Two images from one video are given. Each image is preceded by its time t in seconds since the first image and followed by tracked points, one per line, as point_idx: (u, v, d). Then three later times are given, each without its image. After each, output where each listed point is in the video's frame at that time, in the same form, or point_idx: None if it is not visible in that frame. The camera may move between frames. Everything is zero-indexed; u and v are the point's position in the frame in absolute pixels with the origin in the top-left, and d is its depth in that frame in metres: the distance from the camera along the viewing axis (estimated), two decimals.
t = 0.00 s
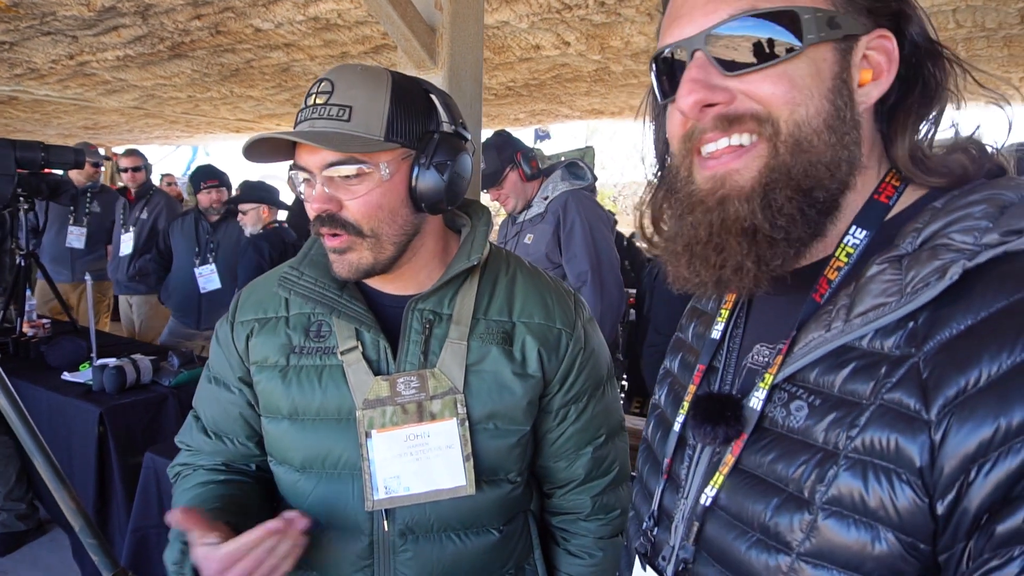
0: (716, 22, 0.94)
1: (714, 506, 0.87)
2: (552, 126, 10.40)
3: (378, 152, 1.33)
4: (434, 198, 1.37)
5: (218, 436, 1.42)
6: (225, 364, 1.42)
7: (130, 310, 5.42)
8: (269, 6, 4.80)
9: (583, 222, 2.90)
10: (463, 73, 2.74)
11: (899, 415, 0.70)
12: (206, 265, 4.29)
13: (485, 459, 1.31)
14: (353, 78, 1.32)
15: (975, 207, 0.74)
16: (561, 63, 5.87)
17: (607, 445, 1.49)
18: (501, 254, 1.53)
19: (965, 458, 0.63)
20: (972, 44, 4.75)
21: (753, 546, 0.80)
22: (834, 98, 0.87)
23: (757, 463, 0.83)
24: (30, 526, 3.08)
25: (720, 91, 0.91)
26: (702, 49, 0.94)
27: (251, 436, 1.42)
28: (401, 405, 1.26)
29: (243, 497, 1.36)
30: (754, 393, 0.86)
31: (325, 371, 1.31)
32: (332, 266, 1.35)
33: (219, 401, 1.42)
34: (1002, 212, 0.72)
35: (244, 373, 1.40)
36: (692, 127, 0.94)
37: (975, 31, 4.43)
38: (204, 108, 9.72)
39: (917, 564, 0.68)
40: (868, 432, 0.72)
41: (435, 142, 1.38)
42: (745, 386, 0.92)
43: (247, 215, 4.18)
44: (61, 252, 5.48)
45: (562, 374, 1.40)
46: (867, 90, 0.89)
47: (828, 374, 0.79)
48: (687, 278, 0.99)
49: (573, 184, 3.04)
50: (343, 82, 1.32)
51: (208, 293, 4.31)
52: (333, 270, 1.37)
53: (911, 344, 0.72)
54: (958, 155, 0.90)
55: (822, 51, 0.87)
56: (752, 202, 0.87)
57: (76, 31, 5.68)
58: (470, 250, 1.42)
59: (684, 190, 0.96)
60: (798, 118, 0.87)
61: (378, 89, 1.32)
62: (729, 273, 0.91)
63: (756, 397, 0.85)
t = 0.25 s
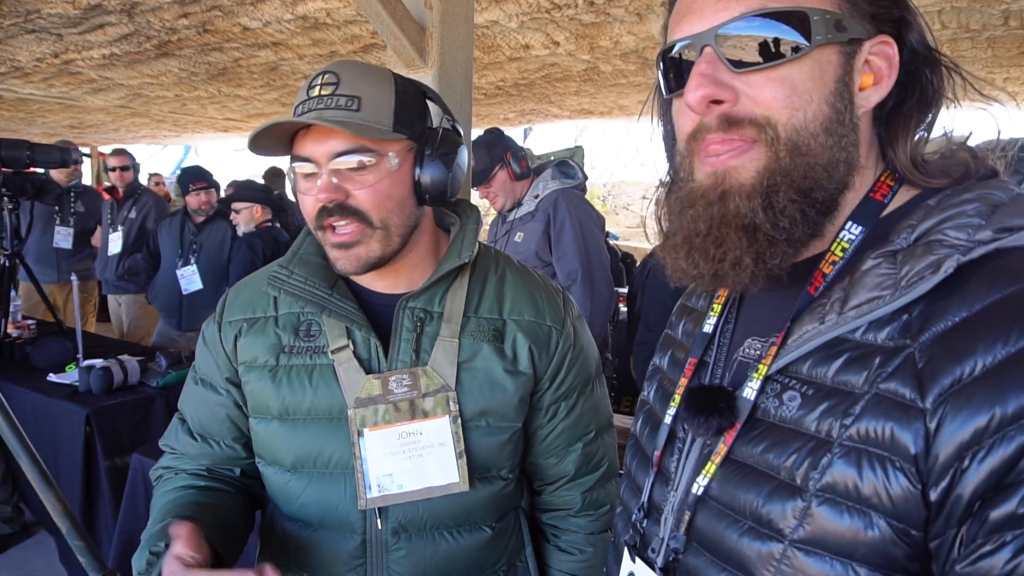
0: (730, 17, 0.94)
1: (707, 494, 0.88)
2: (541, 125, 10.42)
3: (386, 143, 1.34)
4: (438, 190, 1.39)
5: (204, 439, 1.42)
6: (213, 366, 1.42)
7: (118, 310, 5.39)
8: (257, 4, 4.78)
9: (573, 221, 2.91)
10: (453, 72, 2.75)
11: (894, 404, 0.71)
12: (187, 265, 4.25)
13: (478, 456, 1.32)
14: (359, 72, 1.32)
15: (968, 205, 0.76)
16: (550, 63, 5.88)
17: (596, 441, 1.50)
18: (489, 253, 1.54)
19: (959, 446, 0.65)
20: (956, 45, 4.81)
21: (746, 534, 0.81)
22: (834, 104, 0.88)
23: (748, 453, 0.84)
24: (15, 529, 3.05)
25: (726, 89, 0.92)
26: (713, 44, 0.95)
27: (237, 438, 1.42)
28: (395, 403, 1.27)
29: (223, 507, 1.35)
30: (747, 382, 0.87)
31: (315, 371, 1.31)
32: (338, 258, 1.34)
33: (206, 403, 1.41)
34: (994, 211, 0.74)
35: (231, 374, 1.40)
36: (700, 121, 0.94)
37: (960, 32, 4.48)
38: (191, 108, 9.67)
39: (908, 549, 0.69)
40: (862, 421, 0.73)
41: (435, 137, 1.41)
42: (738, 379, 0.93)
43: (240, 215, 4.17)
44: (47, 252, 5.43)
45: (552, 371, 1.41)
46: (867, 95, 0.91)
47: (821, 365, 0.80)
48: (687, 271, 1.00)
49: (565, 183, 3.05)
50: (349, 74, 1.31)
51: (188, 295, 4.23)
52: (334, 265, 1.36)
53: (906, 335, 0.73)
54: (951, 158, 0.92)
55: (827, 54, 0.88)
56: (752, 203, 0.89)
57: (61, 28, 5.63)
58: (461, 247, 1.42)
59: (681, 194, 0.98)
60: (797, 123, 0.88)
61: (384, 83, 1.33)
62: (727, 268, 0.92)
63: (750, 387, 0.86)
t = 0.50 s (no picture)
0: (699, 30, 0.96)
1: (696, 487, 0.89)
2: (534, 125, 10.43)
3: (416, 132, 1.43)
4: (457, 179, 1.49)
5: (203, 442, 1.43)
6: (206, 371, 1.42)
7: (110, 309, 5.37)
8: (248, 3, 4.77)
9: (567, 223, 2.92)
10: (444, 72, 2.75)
11: (875, 396, 0.72)
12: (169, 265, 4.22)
13: (472, 454, 1.33)
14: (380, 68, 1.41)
15: (948, 202, 0.77)
16: (542, 63, 5.89)
17: (587, 439, 1.51)
18: (481, 252, 1.54)
19: (938, 435, 0.66)
20: (945, 46, 4.85)
21: (732, 526, 0.83)
22: (805, 108, 0.88)
23: (735, 447, 0.85)
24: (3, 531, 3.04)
25: (694, 104, 0.95)
26: (681, 60, 0.97)
27: (236, 438, 1.43)
28: (388, 403, 1.28)
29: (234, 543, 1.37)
30: (733, 380, 0.89)
31: (308, 371, 1.32)
32: (388, 243, 1.36)
33: (201, 404, 1.42)
34: (973, 208, 0.75)
35: (224, 376, 1.40)
36: (673, 138, 0.97)
37: (949, 33, 4.52)
38: (182, 107, 9.63)
39: (890, 539, 0.70)
40: (845, 413, 0.74)
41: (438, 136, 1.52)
42: (725, 374, 0.94)
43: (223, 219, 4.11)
44: (34, 252, 5.35)
45: (545, 368, 1.42)
46: (845, 94, 0.90)
47: (805, 360, 0.81)
48: (674, 284, 1.02)
49: (564, 185, 3.06)
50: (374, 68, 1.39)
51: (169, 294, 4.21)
52: (373, 256, 1.38)
53: (887, 329, 0.75)
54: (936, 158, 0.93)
55: (794, 61, 0.89)
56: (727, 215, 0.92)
57: (51, 27, 5.60)
58: (453, 249, 1.42)
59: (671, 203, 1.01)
60: (764, 134, 0.89)
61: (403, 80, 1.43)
62: (699, 281, 0.97)
63: (737, 382, 0.88)
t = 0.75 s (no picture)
0: (659, 53, 0.98)
1: (687, 490, 0.91)
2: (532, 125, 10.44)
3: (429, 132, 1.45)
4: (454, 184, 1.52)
5: (202, 443, 1.44)
6: (204, 371, 1.42)
7: (110, 308, 5.38)
8: (246, 3, 4.77)
9: (574, 223, 2.92)
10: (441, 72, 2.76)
11: (866, 395, 0.73)
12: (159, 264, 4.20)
13: (475, 453, 1.34)
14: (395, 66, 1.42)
15: (940, 204, 0.78)
16: (540, 63, 5.89)
17: (586, 437, 1.52)
18: (480, 252, 1.55)
19: (926, 434, 0.67)
20: (943, 46, 4.87)
21: (724, 523, 0.84)
22: (769, 120, 0.90)
23: (728, 446, 0.86)
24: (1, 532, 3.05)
25: (661, 125, 0.97)
26: (648, 82, 0.99)
27: (236, 437, 1.44)
28: (390, 402, 1.28)
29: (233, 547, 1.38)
30: (726, 382, 0.90)
31: (309, 370, 1.33)
32: (403, 241, 1.37)
33: (200, 404, 1.42)
34: (965, 209, 0.76)
35: (224, 376, 1.40)
36: (650, 155, 1.01)
37: (946, 33, 4.53)
38: (180, 107, 9.63)
39: (880, 536, 0.71)
40: (836, 412, 0.75)
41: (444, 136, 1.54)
42: (720, 373, 0.95)
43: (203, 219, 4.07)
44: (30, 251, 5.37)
45: (545, 367, 1.43)
46: (818, 98, 0.90)
47: (798, 360, 0.82)
48: (676, 283, 1.04)
49: (571, 185, 3.06)
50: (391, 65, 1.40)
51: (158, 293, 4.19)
52: (382, 256, 1.38)
53: (878, 329, 0.76)
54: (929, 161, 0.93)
55: (756, 74, 0.90)
56: (695, 219, 0.96)
57: (48, 26, 5.60)
58: (454, 249, 1.43)
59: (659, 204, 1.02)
60: (729, 149, 0.92)
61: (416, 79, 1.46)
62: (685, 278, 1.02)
63: (727, 386, 0.89)
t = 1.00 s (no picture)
0: (640, 66, 0.99)
1: (679, 490, 0.92)
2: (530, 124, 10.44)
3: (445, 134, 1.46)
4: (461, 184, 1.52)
5: (194, 440, 1.44)
6: (202, 369, 1.42)
7: (106, 307, 5.37)
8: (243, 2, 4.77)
9: (581, 225, 2.94)
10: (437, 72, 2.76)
11: (858, 393, 0.74)
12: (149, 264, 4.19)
13: (479, 452, 1.35)
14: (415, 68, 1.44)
15: (936, 204, 0.79)
16: (538, 62, 5.90)
17: (588, 437, 1.52)
18: (483, 253, 1.55)
19: (918, 433, 0.67)
20: (939, 46, 4.88)
21: (716, 520, 0.84)
22: (750, 126, 0.91)
23: (721, 444, 0.87)
24: None
25: (646, 133, 0.98)
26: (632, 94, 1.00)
27: (230, 438, 1.43)
28: (395, 401, 1.29)
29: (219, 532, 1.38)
30: (721, 382, 0.91)
31: (312, 369, 1.33)
32: (417, 237, 1.38)
33: (196, 402, 1.42)
34: (960, 210, 0.77)
35: (221, 374, 1.40)
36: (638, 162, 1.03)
37: (942, 33, 4.55)
38: (177, 106, 9.62)
39: (871, 535, 0.72)
40: (829, 411, 0.76)
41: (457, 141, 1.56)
42: (716, 372, 0.96)
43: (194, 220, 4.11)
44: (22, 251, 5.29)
45: (548, 367, 1.43)
46: (803, 100, 0.91)
47: (793, 360, 0.83)
48: (677, 290, 1.05)
49: (575, 186, 3.08)
50: (411, 67, 1.42)
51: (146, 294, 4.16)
52: (395, 252, 1.39)
53: (872, 329, 0.77)
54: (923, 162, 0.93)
55: (735, 82, 0.91)
56: (676, 225, 0.99)
57: (44, 25, 5.59)
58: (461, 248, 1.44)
59: (653, 207, 1.04)
60: (709, 155, 0.93)
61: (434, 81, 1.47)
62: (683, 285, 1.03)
63: (722, 387, 0.90)
